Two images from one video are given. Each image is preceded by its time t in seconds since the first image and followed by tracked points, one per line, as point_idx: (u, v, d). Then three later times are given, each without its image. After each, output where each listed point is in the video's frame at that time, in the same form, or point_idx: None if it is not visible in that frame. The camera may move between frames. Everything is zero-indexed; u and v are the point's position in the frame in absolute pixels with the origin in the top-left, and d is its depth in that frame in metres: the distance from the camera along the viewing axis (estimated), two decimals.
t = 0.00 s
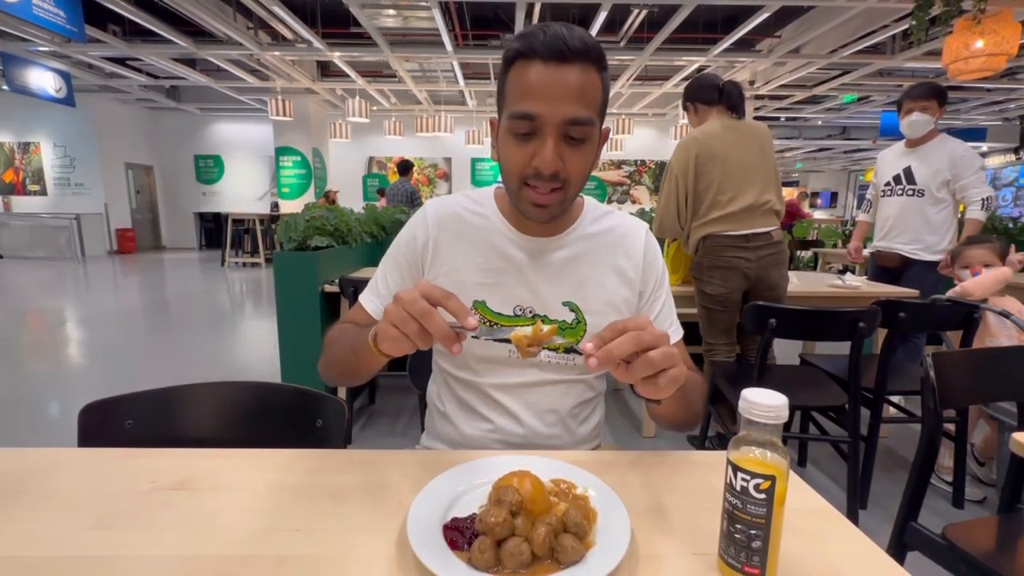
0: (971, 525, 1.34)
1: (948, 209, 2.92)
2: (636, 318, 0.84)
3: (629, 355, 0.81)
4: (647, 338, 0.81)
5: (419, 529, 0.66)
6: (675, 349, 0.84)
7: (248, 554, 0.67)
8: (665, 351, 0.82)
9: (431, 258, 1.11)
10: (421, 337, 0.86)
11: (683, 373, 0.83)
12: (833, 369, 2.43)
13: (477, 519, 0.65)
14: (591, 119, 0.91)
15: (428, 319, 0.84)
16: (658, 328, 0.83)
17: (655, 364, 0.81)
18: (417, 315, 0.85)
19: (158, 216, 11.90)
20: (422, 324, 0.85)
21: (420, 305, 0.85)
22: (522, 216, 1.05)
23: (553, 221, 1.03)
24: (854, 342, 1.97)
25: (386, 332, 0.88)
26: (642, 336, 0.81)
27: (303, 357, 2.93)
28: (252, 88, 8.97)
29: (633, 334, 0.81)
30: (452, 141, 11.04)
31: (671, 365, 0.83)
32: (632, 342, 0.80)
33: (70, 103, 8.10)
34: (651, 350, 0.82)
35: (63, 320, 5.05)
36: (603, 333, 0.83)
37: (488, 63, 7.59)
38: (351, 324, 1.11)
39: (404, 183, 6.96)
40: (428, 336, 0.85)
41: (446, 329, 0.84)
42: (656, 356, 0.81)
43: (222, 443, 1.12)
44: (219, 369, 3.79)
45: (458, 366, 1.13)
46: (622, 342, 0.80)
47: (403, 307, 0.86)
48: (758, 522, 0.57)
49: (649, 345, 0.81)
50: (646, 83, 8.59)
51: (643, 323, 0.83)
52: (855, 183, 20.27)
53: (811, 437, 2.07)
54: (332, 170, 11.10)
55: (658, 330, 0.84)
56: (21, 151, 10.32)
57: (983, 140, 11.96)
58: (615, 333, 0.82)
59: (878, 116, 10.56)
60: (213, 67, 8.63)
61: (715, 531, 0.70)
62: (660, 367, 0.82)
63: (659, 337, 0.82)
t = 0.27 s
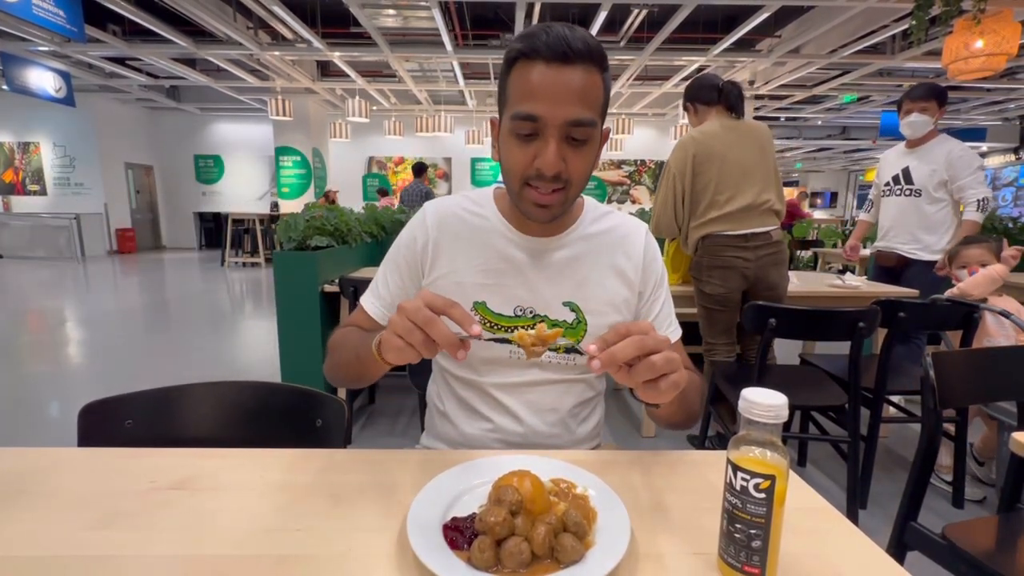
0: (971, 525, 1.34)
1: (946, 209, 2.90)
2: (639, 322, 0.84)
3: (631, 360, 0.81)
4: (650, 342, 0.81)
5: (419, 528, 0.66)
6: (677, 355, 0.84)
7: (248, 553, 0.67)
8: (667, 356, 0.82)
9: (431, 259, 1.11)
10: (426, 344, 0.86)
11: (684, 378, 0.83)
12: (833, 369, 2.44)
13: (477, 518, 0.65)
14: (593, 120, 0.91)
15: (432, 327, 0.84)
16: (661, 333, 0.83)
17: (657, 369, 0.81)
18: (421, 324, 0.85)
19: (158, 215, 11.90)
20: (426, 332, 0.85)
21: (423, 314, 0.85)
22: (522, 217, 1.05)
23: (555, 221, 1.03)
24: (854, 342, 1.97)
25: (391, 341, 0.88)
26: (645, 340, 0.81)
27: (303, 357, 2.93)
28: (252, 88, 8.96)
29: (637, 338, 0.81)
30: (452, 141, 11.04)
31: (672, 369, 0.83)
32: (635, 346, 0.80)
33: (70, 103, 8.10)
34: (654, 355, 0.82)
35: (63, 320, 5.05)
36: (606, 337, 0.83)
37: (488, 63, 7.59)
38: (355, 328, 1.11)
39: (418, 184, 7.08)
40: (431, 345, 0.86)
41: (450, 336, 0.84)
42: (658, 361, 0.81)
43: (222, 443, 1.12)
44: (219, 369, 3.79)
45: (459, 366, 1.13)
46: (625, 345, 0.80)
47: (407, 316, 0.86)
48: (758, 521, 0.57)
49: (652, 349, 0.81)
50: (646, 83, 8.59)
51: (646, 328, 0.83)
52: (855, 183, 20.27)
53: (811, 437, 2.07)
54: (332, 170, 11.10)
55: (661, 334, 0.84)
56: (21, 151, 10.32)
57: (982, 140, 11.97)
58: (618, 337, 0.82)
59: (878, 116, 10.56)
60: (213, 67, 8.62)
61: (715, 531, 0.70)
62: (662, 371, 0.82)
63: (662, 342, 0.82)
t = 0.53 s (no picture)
0: (970, 524, 1.34)
1: (941, 209, 2.90)
2: (640, 323, 0.84)
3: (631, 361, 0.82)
4: (650, 344, 0.81)
5: (418, 528, 0.66)
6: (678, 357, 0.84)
7: (247, 553, 0.67)
8: (667, 357, 0.82)
9: (431, 260, 1.11)
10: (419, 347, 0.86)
11: (685, 380, 0.83)
12: (832, 369, 2.44)
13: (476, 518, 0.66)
14: (594, 120, 0.91)
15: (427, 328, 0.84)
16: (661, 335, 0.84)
17: (657, 370, 0.81)
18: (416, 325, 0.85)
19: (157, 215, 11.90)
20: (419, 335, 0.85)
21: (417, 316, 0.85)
22: (522, 216, 1.05)
23: (554, 221, 1.03)
24: (854, 342, 1.98)
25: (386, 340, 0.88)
26: (645, 342, 0.81)
27: (303, 356, 2.93)
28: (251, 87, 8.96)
29: (637, 339, 0.81)
30: (452, 141, 11.04)
31: (672, 371, 0.82)
32: (635, 346, 0.80)
33: (70, 102, 8.10)
34: (654, 356, 0.82)
35: (63, 320, 5.05)
36: (607, 338, 0.83)
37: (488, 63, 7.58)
38: (354, 327, 1.11)
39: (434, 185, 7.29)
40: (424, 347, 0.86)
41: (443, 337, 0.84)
42: (659, 362, 0.81)
43: (222, 443, 1.12)
44: (219, 368, 3.79)
45: (458, 366, 1.13)
46: (625, 346, 0.80)
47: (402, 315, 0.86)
48: (757, 521, 0.57)
49: (652, 351, 0.81)
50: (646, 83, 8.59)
51: (646, 330, 0.84)
52: (855, 183, 20.27)
53: (810, 437, 2.08)
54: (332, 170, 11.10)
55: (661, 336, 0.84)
56: (20, 150, 10.32)
57: (982, 140, 11.97)
58: (619, 337, 0.83)
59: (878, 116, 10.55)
60: (213, 66, 8.62)
61: (714, 531, 0.70)
62: (662, 373, 0.82)
63: (661, 344, 0.82)
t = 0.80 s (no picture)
0: (970, 523, 1.34)
1: (947, 208, 2.95)
2: (654, 371, 0.82)
3: (647, 410, 0.79)
4: (666, 392, 0.79)
5: (418, 524, 0.66)
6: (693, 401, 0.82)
7: (245, 550, 0.66)
8: (683, 404, 0.80)
9: (428, 266, 1.11)
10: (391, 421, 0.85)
11: (700, 423, 0.81)
12: (833, 368, 2.44)
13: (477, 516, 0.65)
14: (583, 145, 0.88)
15: (401, 404, 0.83)
16: (676, 380, 0.82)
17: (673, 419, 0.79)
18: (389, 399, 0.85)
19: (158, 212, 11.89)
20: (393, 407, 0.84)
21: (391, 393, 0.85)
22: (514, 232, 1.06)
23: (545, 235, 1.04)
24: (854, 341, 1.97)
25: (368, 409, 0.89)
26: (660, 389, 0.79)
27: (303, 355, 2.94)
28: (252, 85, 8.95)
29: (652, 388, 0.79)
30: (452, 139, 11.04)
31: (688, 416, 0.81)
32: (651, 395, 0.79)
33: (70, 99, 8.09)
34: (669, 404, 0.80)
35: (63, 317, 5.05)
36: (622, 388, 0.81)
37: (489, 61, 7.58)
38: (364, 333, 1.19)
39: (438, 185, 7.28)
40: (399, 422, 0.84)
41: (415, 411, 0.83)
42: (674, 411, 0.79)
43: (223, 439, 1.12)
44: (219, 366, 3.79)
45: (459, 368, 1.13)
46: (641, 396, 0.78)
47: (373, 396, 0.86)
48: (758, 518, 0.57)
49: (667, 398, 0.80)
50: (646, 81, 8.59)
51: (661, 376, 0.82)
52: (856, 183, 20.27)
53: (810, 435, 2.08)
54: (332, 168, 11.10)
55: (676, 381, 0.82)
56: (21, 147, 10.32)
57: (983, 140, 11.96)
58: (634, 387, 0.81)
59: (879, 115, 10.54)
60: (214, 64, 8.62)
61: (716, 528, 0.70)
62: (678, 420, 0.80)
63: (678, 390, 0.80)
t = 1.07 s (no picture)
0: (971, 523, 1.33)
1: (948, 209, 2.94)
2: (651, 371, 0.82)
3: (644, 410, 0.79)
4: (662, 392, 0.79)
5: (418, 522, 0.66)
6: (691, 402, 0.82)
7: (245, 549, 0.67)
8: (680, 405, 0.80)
9: (429, 265, 1.11)
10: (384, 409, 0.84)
11: (697, 424, 0.81)
12: (834, 368, 2.43)
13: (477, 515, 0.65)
14: (581, 143, 0.88)
15: (395, 395, 0.83)
16: (674, 381, 0.82)
17: (670, 419, 0.79)
18: (385, 387, 0.85)
19: (158, 212, 11.90)
20: (387, 397, 0.84)
21: (389, 381, 0.85)
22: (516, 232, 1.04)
23: (544, 238, 1.04)
24: (855, 341, 1.97)
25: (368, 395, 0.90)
26: (657, 390, 0.79)
27: (304, 354, 2.94)
28: (252, 84, 8.95)
29: (650, 388, 0.79)
30: (452, 139, 11.04)
31: (686, 416, 0.81)
32: (649, 395, 0.78)
33: (71, 99, 8.09)
34: (667, 405, 0.80)
35: (63, 317, 5.05)
36: (619, 389, 0.81)
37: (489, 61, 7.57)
38: (376, 332, 1.20)
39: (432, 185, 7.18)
40: (392, 412, 0.83)
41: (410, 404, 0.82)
42: (671, 411, 0.79)
43: (224, 438, 1.12)
44: (219, 366, 3.79)
45: (460, 368, 1.13)
46: (638, 396, 0.78)
47: (373, 379, 0.87)
48: (759, 518, 0.57)
49: (665, 399, 0.79)
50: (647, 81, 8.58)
51: (658, 377, 0.81)
52: (856, 183, 20.26)
53: (811, 435, 2.08)
54: (333, 167, 11.10)
55: (674, 382, 0.82)
56: (21, 147, 10.32)
57: (984, 140, 11.95)
58: (630, 388, 0.80)
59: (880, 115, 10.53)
60: (215, 63, 8.62)
61: (717, 528, 0.70)
62: (675, 421, 0.80)
63: (675, 391, 0.80)
